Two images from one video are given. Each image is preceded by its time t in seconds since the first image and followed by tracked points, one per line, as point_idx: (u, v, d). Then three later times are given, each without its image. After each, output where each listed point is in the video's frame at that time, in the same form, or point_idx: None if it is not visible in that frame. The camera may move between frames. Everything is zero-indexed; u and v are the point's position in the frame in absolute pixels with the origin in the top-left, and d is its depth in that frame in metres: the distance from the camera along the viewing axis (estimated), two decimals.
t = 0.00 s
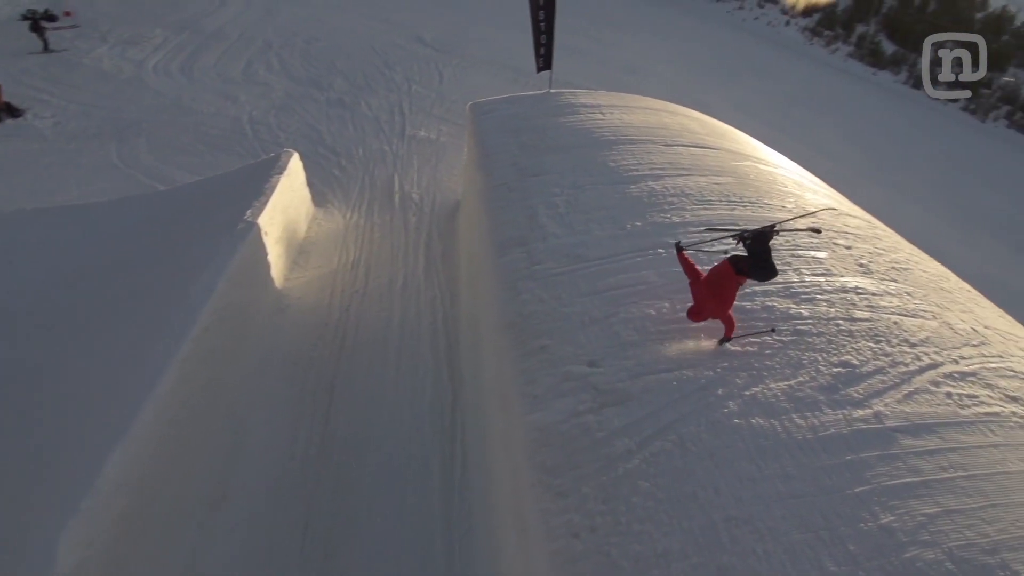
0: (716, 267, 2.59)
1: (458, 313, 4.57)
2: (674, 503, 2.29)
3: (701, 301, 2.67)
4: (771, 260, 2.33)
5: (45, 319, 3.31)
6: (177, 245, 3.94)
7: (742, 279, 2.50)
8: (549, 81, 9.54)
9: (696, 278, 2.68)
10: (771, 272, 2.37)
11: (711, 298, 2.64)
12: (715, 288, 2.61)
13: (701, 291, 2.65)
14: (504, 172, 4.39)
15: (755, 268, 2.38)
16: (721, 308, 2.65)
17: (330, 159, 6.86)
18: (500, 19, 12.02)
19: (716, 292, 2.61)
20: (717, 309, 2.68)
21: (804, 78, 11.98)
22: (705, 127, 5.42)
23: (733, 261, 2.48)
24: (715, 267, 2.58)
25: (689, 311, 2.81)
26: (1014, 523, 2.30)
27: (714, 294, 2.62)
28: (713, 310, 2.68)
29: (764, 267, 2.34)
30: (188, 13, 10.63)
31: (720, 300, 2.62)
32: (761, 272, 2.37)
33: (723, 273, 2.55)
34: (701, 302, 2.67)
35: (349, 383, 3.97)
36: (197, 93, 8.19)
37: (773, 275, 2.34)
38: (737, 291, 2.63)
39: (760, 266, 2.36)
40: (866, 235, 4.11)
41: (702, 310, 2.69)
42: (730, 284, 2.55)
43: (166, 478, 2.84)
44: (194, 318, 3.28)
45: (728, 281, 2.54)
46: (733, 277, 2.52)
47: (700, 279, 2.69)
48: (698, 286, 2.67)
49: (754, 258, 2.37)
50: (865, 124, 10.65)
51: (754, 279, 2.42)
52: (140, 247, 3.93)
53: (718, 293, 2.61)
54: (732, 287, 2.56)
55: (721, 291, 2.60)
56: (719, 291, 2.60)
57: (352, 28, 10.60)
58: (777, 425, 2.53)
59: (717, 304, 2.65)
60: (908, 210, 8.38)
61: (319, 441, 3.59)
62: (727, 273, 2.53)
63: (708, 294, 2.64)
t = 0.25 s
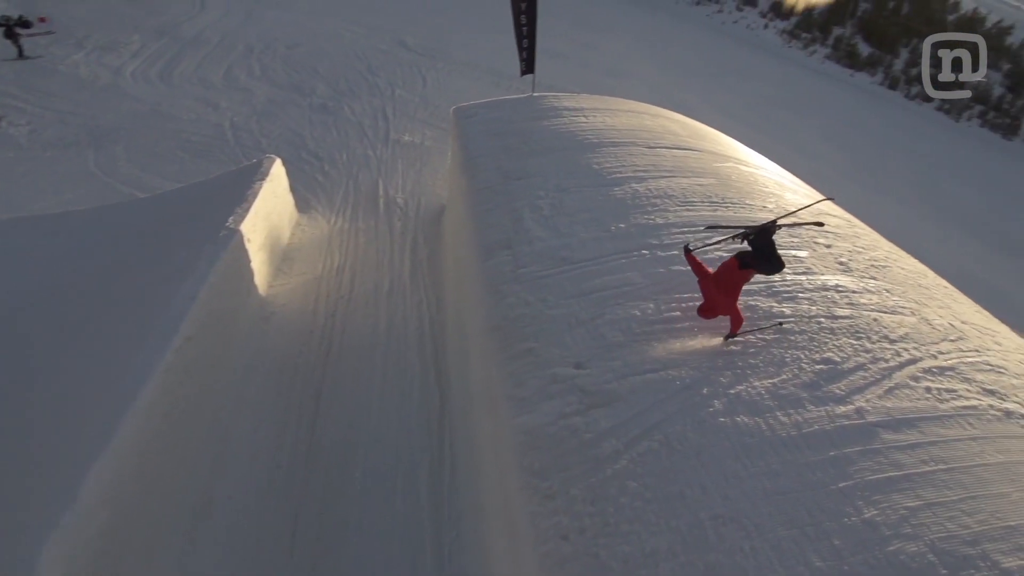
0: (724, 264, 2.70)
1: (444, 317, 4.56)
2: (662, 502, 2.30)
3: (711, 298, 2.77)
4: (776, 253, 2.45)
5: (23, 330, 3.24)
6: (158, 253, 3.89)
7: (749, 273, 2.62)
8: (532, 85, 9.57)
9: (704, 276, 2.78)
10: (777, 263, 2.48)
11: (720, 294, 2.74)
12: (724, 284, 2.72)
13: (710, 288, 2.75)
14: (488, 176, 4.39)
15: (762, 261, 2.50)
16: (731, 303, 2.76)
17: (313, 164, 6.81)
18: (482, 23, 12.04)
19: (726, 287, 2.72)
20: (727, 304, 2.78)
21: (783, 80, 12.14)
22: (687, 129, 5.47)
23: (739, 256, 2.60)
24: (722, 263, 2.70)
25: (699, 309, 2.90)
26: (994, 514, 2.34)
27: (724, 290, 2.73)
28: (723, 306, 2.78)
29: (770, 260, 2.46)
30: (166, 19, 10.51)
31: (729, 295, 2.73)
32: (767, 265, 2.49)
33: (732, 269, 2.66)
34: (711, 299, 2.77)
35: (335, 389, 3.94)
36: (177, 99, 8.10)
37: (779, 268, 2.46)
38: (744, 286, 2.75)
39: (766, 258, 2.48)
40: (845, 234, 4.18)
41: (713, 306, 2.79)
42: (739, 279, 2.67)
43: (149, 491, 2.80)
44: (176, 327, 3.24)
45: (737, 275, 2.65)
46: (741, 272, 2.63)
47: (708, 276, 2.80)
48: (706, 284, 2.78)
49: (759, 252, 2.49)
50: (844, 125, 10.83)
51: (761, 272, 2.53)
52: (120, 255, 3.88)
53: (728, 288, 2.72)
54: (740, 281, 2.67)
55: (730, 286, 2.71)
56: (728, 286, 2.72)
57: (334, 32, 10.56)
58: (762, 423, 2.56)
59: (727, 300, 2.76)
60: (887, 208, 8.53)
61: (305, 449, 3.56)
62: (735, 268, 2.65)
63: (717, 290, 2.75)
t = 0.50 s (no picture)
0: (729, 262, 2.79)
1: (430, 321, 4.55)
2: (649, 503, 2.31)
3: (719, 292, 2.90)
4: (773, 251, 2.48)
5: None
6: (138, 261, 3.84)
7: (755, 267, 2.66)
8: (515, 89, 9.61)
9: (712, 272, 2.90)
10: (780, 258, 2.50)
11: (725, 290, 2.86)
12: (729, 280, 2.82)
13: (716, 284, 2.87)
14: (472, 180, 4.39)
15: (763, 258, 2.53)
16: (739, 297, 2.87)
17: (297, 169, 6.77)
18: (465, 27, 12.06)
19: (731, 284, 2.83)
20: (734, 298, 2.89)
21: (764, 83, 12.30)
22: (669, 132, 5.52)
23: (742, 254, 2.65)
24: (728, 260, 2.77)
25: (710, 303, 3.04)
26: (973, 507, 2.39)
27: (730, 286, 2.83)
28: (731, 301, 2.90)
29: (768, 258, 2.49)
30: (144, 24, 10.38)
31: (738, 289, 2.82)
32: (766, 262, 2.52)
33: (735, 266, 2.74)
34: (719, 294, 2.90)
35: (320, 396, 3.91)
36: (157, 105, 8.00)
37: (781, 263, 2.47)
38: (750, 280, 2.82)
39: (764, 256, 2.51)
40: (825, 233, 4.24)
41: (720, 301, 2.92)
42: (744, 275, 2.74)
43: (130, 502, 2.75)
44: (157, 335, 3.19)
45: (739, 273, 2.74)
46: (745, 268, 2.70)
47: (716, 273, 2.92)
48: (713, 281, 2.90)
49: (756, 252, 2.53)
50: (823, 126, 11.00)
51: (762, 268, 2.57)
52: (99, 263, 3.82)
53: (732, 285, 2.83)
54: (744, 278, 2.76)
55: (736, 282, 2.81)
56: (734, 283, 2.81)
57: (316, 37, 10.50)
58: (745, 422, 2.59)
59: (734, 295, 2.87)
60: (865, 208, 8.67)
61: (291, 457, 3.52)
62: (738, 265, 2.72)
63: (723, 287, 2.87)
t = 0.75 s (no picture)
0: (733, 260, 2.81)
1: (416, 325, 4.53)
2: (635, 503, 2.32)
3: (725, 292, 2.90)
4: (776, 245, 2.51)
5: None
6: (118, 268, 3.78)
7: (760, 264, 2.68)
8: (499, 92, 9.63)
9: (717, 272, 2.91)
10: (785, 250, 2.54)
11: (731, 289, 2.87)
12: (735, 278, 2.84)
13: (722, 283, 2.88)
14: (456, 183, 4.39)
15: (768, 252, 2.56)
16: (746, 294, 2.87)
17: (279, 174, 6.71)
18: (448, 30, 12.07)
19: (737, 281, 2.84)
20: (742, 296, 2.90)
21: (744, 86, 12.45)
22: (651, 135, 5.56)
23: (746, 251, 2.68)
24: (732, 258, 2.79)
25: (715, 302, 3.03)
26: (951, 500, 2.43)
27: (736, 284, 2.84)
28: (738, 298, 2.90)
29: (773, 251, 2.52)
30: (122, 28, 10.24)
31: (744, 286, 2.84)
32: (771, 256, 2.55)
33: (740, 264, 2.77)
34: (726, 293, 2.90)
35: (305, 402, 3.87)
36: (135, 110, 7.89)
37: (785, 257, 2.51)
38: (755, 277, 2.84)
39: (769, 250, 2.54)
40: (805, 234, 4.30)
41: (728, 300, 2.92)
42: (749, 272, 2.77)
43: (110, 515, 2.70)
44: (137, 343, 3.14)
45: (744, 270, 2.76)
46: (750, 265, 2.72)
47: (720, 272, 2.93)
48: (718, 280, 2.91)
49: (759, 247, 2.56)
50: (802, 128, 11.16)
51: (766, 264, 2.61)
52: (77, 271, 3.75)
53: (737, 283, 2.84)
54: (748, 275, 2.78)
55: (741, 279, 2.82)
56: (739, 280, 2.83)
57: (297, 41, 10.44)
58: (730, 421, 2.61)
59: (742, 292, 2.87)
60: (845, 209, 8.81)
61: (275, 464, 3.48)
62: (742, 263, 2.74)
63: (728, 286, 2.88)
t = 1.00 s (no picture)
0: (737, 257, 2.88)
1: (402, 329, 4.52)
2: (623, 503, 2.33)
3: (730, 289, 2.93)
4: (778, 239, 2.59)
5: None
6: (97, 275, 3.72)
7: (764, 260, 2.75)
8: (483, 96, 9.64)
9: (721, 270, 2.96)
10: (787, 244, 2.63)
11: (736, 285, 2.90)
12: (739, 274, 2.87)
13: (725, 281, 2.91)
14: (441, 187, 4.38)
15: (770, 247, 2.64)
16: (751, 291, 2.91)
17: (262, 179, 6.65)
18: (432, 34, 12.06)
19: (742, 278, 2.88)
20: (747, 292, 2.93)
21: (725, 88, 12.60)
22: (635, 137, 5.60)
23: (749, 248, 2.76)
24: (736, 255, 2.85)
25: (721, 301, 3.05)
26: (931, 493, 2.48)
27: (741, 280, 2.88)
28: (743, 295, 2.93)
29: (774, 246, 2.60)
30: (99, 32, 10.10)
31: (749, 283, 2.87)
32: (774, 251, 2.64)
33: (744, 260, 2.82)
34: (731, 291, 2.93)
35: (291, 408, 3.84)
36: (114, 115, 7.78)
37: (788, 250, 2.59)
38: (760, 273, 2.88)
39: (771, 244, 2.62)
40: (787, 234, 4.37)
41: (733, 297, 2.94)
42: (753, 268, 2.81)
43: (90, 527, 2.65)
44: (117, 351, 3.10)
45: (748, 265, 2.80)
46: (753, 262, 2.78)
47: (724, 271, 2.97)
48: (722, 279, 2.95)
49: (761, 242, 2.64)
50: (783, 130, 11.31)
51: (770, 260, 2.69)
52: (56, 278, 3.69)
53: (743, 279, 2.88)
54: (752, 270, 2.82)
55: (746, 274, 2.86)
56: (743, 276, 2.87)
57: (280, 44, 10.36)
58: (715, 420, 2.64)
59: (746, 289, 2.91)
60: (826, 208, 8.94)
61: (261, 472, 3.44)
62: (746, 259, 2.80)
63: (733, 283, 2.91)
